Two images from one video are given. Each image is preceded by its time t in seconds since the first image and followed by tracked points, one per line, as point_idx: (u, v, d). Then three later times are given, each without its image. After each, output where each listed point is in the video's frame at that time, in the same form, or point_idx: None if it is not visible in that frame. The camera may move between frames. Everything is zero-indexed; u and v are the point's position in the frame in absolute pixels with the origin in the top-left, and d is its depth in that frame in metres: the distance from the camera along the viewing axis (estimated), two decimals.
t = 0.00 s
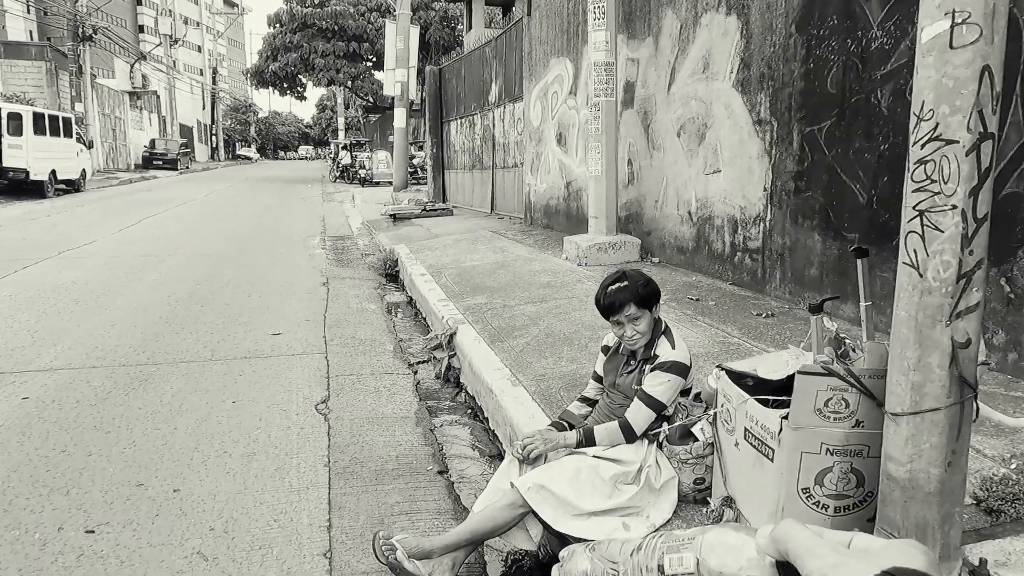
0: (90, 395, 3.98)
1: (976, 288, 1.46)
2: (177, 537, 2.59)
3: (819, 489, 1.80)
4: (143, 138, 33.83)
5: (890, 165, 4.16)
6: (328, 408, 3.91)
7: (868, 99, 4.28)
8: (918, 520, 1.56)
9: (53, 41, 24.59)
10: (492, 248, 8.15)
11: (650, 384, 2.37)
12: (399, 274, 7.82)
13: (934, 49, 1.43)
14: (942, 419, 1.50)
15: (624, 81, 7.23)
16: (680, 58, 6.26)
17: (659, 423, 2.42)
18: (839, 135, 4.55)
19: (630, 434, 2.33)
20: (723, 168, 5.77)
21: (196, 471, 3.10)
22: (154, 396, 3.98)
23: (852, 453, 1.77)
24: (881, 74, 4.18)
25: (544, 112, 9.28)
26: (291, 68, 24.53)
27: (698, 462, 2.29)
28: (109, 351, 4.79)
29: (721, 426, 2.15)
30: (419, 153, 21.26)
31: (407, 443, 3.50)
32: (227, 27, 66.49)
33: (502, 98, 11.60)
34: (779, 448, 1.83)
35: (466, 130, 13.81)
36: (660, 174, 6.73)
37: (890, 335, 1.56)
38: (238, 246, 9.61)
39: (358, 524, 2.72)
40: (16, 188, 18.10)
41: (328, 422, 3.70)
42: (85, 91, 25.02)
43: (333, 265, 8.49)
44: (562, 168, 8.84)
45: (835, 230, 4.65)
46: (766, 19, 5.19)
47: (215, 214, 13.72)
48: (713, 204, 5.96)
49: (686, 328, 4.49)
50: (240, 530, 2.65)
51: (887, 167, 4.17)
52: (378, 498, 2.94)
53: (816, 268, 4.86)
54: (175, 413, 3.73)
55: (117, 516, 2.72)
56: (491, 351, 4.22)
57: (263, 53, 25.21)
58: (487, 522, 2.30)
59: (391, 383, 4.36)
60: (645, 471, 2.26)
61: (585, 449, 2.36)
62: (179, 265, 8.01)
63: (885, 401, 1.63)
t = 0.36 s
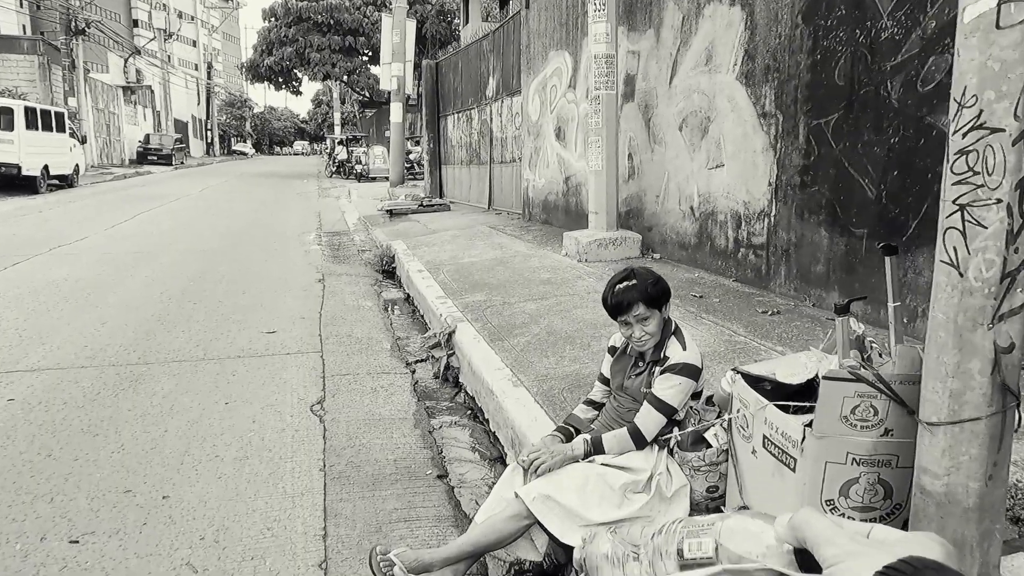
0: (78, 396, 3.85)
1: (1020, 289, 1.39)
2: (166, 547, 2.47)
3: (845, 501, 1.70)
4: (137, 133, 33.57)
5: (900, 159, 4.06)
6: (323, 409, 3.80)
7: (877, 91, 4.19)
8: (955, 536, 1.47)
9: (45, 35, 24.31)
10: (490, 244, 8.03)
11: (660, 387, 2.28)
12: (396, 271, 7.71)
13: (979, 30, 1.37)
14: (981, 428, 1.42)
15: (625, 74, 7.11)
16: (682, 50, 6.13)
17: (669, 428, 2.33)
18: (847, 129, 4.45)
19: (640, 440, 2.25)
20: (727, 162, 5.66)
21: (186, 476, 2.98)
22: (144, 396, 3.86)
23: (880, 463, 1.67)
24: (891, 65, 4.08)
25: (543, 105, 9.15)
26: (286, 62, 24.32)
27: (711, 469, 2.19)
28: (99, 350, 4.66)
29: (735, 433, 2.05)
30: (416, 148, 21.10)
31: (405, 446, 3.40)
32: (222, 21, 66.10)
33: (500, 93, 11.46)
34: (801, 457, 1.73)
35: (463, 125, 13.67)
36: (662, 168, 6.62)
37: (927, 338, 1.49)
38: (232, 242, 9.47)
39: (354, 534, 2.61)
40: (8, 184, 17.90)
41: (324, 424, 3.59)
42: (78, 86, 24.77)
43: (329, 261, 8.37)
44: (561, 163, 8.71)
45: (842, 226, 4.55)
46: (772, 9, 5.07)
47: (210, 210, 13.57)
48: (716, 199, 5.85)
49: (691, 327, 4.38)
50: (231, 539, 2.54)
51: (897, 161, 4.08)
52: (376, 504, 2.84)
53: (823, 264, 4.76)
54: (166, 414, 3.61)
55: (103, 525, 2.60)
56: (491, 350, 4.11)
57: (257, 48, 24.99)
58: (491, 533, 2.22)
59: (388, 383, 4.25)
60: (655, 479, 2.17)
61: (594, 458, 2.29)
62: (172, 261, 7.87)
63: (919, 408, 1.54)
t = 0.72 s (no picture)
0: (63, 400, 3.71)
1: None
2: (153, 567, 2.34)
3: (884, 526, 1.58)
4: (130, 126, 33.26)
5: (914, 154, 3.94)
6: (319, 414, 3.66)
7: (890, 84, 4.06)
8: (1011, 571, 1.36)
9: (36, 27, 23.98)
10: (489, 239, 7.90)
11: (677, 399, 2.15)
12: (393, 267, 7.57)
13: None
14: None
15: (626, 66, 6.96)
16: (686, 42, 5.99)
17: (686, 441, 2.20)
18: (859, 123, 4.32)
19: (655, 455, 2.13)
20: (732, 156, 5.53)
21: (176, 487, 2.85)
22: (133, 401, 3.72)
23: (922, 486, 1.55)
24: (905, 57, 3.95)
25: (541, 98, 8.99)
26: (280, 55, 24.08)
27: (733, 486, 2.05)
28: (86, 351, 4.51)
29: (759, 449, 1.93)
30: (411, 141, 20.91)
31: (405, 453, 3.26)
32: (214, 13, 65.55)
33: (497, 85, 11.30)
34: (835, 479, 1.61)
35: (459, 119, 13.50)
36: (664, 163, 6.48)
37: (982, 354, 1.39)
38: (225, 237, 9.31)
39: (353, 551, 2.48)
40: None
41: (319, 430, 3.46)
42: (69, 79, 24.46)
43: (324, 257, 8.22)
44: (560, 157, 8.57)
45: (853, 223, 4.43)
46: None
47: (203, 204, 13.38)
48: (720, 194, 5.72)
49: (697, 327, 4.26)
50: (222, 557, 2.41)
51: (911, 156, 3.96)
52: (375, 517, 2.71)
53: (832, 262, 4.64)
54: (155, 420, 3.47)
55: (87, 543, 2.46)
56: (492, 352, 3.98)
57: (251, 40, 24.71)
58: (499, 555, 2.13)
59: (385, 386, 4.11)
60: (672, 497, 2.05)
61: (607, 473, 2.18)
62: (164, 257, 7.71)
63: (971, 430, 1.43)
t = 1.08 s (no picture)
0: (45, 404, 3.59)
1: None
2: None
3: (905, 548, 1.49)
4: (120, 119, 32.95)
5: (919, 150, 3.85)
6: (310, 417, 3.56)
7: (895, 78, 3.96)
8: None
9: (24, 19, 23.68)
10: (484, 235, 7.79)
11: (683, 407, 2.06)
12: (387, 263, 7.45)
13: None
14: None
15: (623, 59, 6.85)
16: (684, 34, 5.87)
17: (692, 452, 2.12)
18: (862, 117, 4.23)
19: (661, 467, 2.03)
20: (731, 151, 5.43)
21: (160, 497, 2.74)
22: (117, 404, 3.61)
23: (948, 507, 1.46)
24: (910, 50, 3.86)
25: (537, 92, 8.87)
26: (272, 47, 23.85)
27: (741, 500, 1.97)
28: (71, 352, 4.39)
29: (770, 463, 1.84)
30: (405, 135, 20.75)
31: (398, 459, 3.16)
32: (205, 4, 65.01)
33: (492, 78, 11.17)
34: (854, 498, 1.52)
35: (453, 112, 13.37)
36: (662, 158, 6.38)
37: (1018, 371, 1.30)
38: (215, 233, 9.17)
39: (344, 565, 2.39)
40: None
41: (310, 435, 3.35)
42: (58, 71, 24.18)
43: (316, 253, 8.10)
44: (555, 152, 8.46)
45: (856, 220, 4.34)
46: None
47: (194, 199, 13.22)
48: (719, 190, 5.63)
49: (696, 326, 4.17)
50: (208, 573, 2.31)
51: (916, 152, 3.87)
52: (367, 528, 2.61)
53: (834, 259, 4.55)
54: (140, 425, 3.36)
55: (65, 558, 2.35)
56: (488, 353, 3.87)
57: (242, 32, 24.47)
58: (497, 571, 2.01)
59: (378, 388, 4.01)
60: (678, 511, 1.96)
61: (609, 485, 2.09)
62: (153, 253, 7.57)
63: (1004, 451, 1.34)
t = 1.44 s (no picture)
0: (25, 408, 3.48)
1: None
2: None
3: (924, 568, 1.42)
4: (109, 111, 32.59)
5: (921, 145, 3.78)
6: (300, 420, 3.46)
7: (897, 71, 3.88)
8: None
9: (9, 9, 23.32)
10: (477, 229, 7.70)
11: (686, 415, 1.98)
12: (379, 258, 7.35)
13: None
14: None
15: (618, 51, 6.74)
16: (680, 25, 5.77)
17: (696, 462, 2.03)
18: (863, 111, 4.14)
19: (663, 478, 1.96)
20: (728, 145, 5.34)
21: (143, 506, 2.65)
22: (100, 407, 3.50)
23: (969, 527, 1.39)
24: (913, 42, 3.78)
25: (530, 84, 8.75)
26: (262, 37, 23.58)
27: (747, 514, 1.89)
28: (54, 352, 4.28)
29: (778, 477, 1.76)
30: (397, 127, 20.57)
31: (390, 464, 3.08)
32: None
33: (484, 70, 11.03)
34: (869, 518, 1.44)
35: (445, 104, 13.22)
36: (657, 151, 6.29)
37: None
38: (205, 227, 9.03)
39: None
40: None
41: (300, 438, 3.26)
42: (44, 62, 23.84)
43: (307, 248, 7.98)
44: (549, 145, 8.35)
45: (856, 215, 4.27)
46: None
47: (184, 192, 13.05)
48: (716, 184, 5.54)
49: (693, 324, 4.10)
50: None
51: (918, 147, 3.79)
52: (358, 537, 2.53)
53: (833, 256, 4.48)
54: (124, 429, 3.26)
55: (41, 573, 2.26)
56: (482, 352, 3.78)
57: (232, 22, 24.17)
58: None
59: (370, 388, 3.92)
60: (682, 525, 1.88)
61: (609, 496, 2.01)
62: (140, 249, 7.44)
63: None
